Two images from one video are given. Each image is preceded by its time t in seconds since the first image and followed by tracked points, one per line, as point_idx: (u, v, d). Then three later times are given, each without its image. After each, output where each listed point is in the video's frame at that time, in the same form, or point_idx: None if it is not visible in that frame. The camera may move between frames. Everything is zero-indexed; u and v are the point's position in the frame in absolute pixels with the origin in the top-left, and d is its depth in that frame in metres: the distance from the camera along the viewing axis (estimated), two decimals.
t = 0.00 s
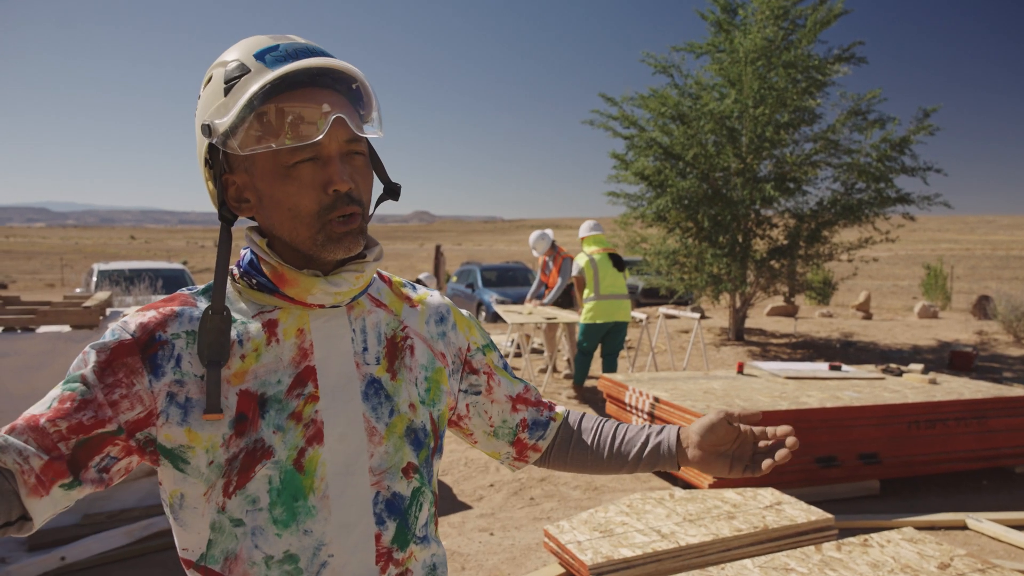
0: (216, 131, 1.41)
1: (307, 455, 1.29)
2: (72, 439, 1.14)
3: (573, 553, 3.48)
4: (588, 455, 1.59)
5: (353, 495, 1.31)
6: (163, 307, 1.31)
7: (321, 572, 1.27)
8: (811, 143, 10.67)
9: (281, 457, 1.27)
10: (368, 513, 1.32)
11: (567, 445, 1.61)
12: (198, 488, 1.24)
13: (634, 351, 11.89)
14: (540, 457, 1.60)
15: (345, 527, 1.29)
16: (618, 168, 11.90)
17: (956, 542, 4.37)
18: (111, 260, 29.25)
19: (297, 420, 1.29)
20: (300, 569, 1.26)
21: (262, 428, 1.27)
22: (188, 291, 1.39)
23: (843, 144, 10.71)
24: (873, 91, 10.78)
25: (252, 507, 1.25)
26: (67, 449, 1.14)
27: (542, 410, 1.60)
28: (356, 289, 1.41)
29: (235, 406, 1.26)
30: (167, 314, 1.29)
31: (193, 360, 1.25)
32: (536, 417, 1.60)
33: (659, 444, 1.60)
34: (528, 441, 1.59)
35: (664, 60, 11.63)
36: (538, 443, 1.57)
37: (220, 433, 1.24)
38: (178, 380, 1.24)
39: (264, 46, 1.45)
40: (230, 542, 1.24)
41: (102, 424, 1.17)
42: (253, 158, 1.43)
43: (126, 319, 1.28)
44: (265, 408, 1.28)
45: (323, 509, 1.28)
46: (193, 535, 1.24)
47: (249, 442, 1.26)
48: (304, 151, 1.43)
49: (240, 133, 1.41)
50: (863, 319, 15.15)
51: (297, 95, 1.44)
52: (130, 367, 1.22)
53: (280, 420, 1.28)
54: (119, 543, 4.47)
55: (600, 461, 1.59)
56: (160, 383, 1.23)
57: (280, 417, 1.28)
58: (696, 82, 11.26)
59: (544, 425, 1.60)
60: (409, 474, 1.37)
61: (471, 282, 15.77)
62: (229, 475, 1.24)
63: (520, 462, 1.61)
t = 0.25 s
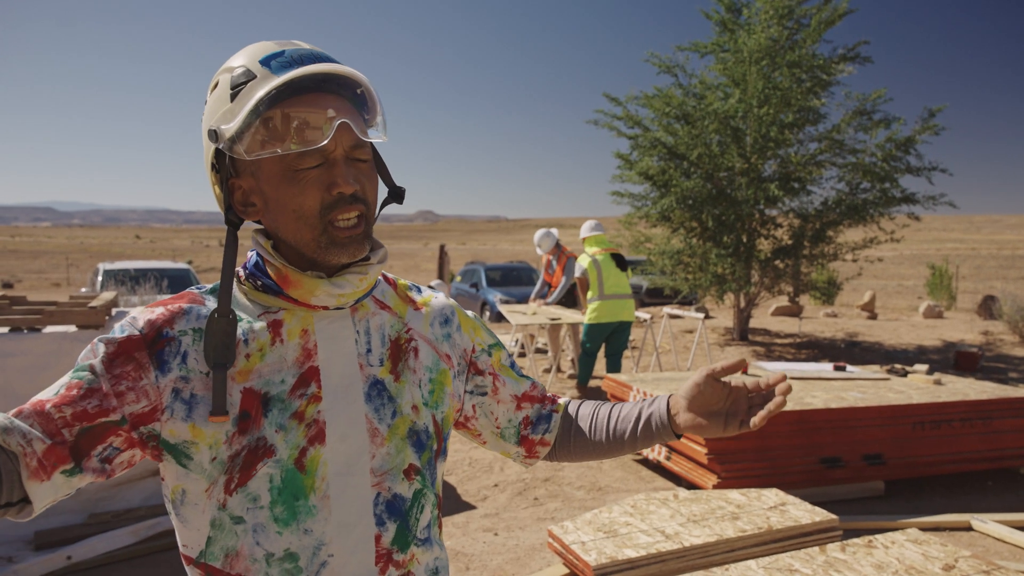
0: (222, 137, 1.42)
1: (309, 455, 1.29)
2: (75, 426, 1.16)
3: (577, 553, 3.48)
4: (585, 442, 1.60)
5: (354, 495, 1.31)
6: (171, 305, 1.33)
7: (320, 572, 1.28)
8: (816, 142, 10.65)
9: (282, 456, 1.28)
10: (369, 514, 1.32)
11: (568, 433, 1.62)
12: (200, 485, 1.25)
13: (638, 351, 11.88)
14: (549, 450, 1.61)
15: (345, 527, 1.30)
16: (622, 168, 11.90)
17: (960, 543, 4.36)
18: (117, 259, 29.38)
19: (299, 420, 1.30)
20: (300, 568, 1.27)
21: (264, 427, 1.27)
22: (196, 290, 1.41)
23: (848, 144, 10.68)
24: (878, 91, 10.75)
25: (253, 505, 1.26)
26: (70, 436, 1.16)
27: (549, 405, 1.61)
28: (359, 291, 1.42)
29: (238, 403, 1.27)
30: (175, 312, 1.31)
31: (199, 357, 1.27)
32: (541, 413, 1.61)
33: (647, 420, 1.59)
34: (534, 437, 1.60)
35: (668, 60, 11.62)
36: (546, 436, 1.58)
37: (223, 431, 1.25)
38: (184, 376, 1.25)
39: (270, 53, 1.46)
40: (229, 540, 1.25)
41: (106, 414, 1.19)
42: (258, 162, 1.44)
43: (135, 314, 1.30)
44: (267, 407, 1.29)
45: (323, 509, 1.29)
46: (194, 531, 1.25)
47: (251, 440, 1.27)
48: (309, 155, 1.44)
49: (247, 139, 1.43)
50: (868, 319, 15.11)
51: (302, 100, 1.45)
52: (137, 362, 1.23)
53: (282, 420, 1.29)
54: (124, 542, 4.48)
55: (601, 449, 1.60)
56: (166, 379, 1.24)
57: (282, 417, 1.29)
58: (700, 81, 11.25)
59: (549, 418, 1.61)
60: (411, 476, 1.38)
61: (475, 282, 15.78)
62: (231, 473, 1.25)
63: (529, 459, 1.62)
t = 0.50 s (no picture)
0: (232, 130, 1.43)
1: (313, 447, 1.30)
2: (87, 419, 1.17)
3: (582, 551, 3.48)
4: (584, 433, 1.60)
5: (358, 488, 1.32)
6: (180, 297, 1.33)
7: (322, 566, 1.29)
8: (820, 141, 10.63)
9: (287, 449, 1.28)
10: (372, 508, 1.33)
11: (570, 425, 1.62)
12: (206, 475, 1.26)
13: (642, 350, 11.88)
14: (558, 445, 1.61)
15: (348, 520, 1.31)
16: (626, 167, 11.89)
17: (965, 542, 4.36)
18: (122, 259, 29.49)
19: (304, 412, 1.31)
20: (302, 561, 1.28)
21: (270, 419, 1.28)
22: (206, 284, 1.42)
23: (853, 143, 10.66)
24: (883, 90, 10.73)
25: (257, 496, 1.27)
26: (82, 428, 1.17)
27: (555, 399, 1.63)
28: (366, 285, 1.43)
29: (245, 395, 1.28)
30: (185, 305, 1.32)
31: (207, 350, 1.27)
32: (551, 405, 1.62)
33: (638, 406, 1.57)
34: (543, 432, 1.60)
35: (672, 59, 11.61)
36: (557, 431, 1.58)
37: (230, 423, 1.26)
38: (193, 370, 1.26)
39: (282, 50, 1.47)
40: (233, 531, 1.26)
41: (117, 406, 1.19)
42: (268, 155, 1.45)
43: (144, 308, 1.30)
44: (273, 400, 1.29)
45: (326, 502, 1.30)
46: (199, 522, 1.26)
47: (256, 432, 1.27)
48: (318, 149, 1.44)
49: (256, 132, 1.43)
50: (873, 319, 15.08)
51: (312, 94, 1.46)
52: (147, 355, 1.24)
53: (287, 412, 1.30)
54: (130, 539, 4.49)
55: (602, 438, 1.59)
56: (175, 370, 1.25)
57: (287, 410, 1.30)
58: (705, 80, 11.24)
59: (556, 412, 1.62)
60: (416, 471, 1.39)
61: (479, 282, 15.77)
62: (236, 465, 1.26)
63: (539, 453, 1.63)
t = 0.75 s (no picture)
0: (247, 120, 1.43)
1: (318, 438, 1.30)
2: (86, 396, 1.17)
3: (587, 549, 3.49)
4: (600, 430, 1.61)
5: (363, 479, 1.33)
6: (186, 287, 1.34)
7: (326, 556, 1.29)
8: (826, 140, 10.60)
9: (292, 439, 1.29)
10: (377, 499, 1.33)
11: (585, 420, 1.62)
12: (210, 464, 1.26)
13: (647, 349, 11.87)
14: (570, 436, 1.61)
15: (352, 511, 1.31)
16: (631, 166, 11.88)
17: (972, 541, 4.34)
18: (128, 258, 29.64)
19: (309, 403, 1.31)
20: (306, 550, 1.28)
21: (275, 409, 1.29)
22: (213, 275, 1.43)
23: (859, 141, 10.62)
24: (889, 88, 10.68)
25: (261, 486, 1.27)
26: (80, 405, 1.17)
27: (571, 389, 1.62)
28: (373, 276, 1.43)
29: (250, 384, 1.28)
30: (191, 294, 1.32)
31: (212, 338, 1.28)
32: (564, 398, 1.62)
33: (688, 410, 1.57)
34: (557, 422, 1.61)
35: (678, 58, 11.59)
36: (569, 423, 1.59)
37: (235, 412, 1.26)
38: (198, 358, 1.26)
39: (296, 40, 1.48)
40: (238, 519, 1.27)
41: (117, 386, 1.20)
42: (282, 146, 1.45)
43: (151, 296, 1.31)
44: (278, 390, 1.30)
45: (331, 492, 1.30)
46: (201, 510, 1.27)
47: (261, 422, 1.28)
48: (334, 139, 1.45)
49: (272, 121, 1.43)
50: (879, 318, 15.03)
51: (326, 87, 1.47)
52: (152, 341, 1.24)
53: (292, 402, 1.30)
54: (137, 536, 4.51)
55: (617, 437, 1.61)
56: (179, 358, 1.25)
57: (292, 400, 1.30)
58: (710, 79, 11.22)
59: (572, 405, 1.61)
60: (420, 463, 1.39)
61: (484, 281, 15.78)
62: (240, 453, 1.26)
63: (550, 446, 1.63)
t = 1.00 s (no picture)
0: (260, 129, 1.45)
1: (331, 439, 1.33)
2: (104, 390, 1.19)
3: (593, 548, 3.50)
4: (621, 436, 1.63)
5: (375, 481, 1.35)
6: (203, 291, 1.36)
7: (340, 555, 1.32)
8: (833, 140, 10.58)
9: (306, 440, 1.31)
10: (389, 499, 1.36)
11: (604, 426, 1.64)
12: (225, 465, 1.28)
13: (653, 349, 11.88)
14: (578, 442, 1.63)
15: (365, 512, 1.33)
16: (637, 166, 11.88)
17: (978, 541, 4.34)
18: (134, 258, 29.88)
19: (323, 405, 1.33)
20: (320, 550, 1.31)
21: (289, 411, 1.31)
22: (229, 281, 1.45)
23: (865, 141, 10.59)
24: (896, 88, 10.65)
25: (276, 486, 1.29)
26: (97, 399, 1.19)
27: (583, 395, 1.63)
28: (384, 281, 1.46)
29: (264, 387, 1.30)
30: (208, 298, 1.35)
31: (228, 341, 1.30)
32: (575, 403, 1.63)
33: (707, 427, 1.64)
34: (566, 425, 1.62)
35: (683, 57, 11.59)
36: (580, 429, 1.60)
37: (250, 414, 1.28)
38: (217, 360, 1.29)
39: (305, 49, 1.50)
40: (253, 519, 1.29)
41: (135, 383, 1.22)
42: (295, 154, 1.47)
43: (168, 300, 1.33)
44: (292, 392, 1.32)
45: (344, 493, 1.33)
46: (217, 510, 1.29)
47: (275, 424, 1.30)
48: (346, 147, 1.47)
49: (284, 129, 1.45)
50: (885, 317, 14.99)
51: (337, 94, 1.49)
52: (170, 343, 1.27)
53: (306, 404, 1.32)
54: (146, 534, 4.56)
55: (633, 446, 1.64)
56: (196, 360, 1.28)
57: (306, 402, 1.32)
58: (716, 79, 11.21)
59: (583, 411, 1.62)
60: (431, 463, 1.41)
61: (490, 280, 15.80)
62: (255, 455, 1.29)
63: (559, 449, 1.65)
